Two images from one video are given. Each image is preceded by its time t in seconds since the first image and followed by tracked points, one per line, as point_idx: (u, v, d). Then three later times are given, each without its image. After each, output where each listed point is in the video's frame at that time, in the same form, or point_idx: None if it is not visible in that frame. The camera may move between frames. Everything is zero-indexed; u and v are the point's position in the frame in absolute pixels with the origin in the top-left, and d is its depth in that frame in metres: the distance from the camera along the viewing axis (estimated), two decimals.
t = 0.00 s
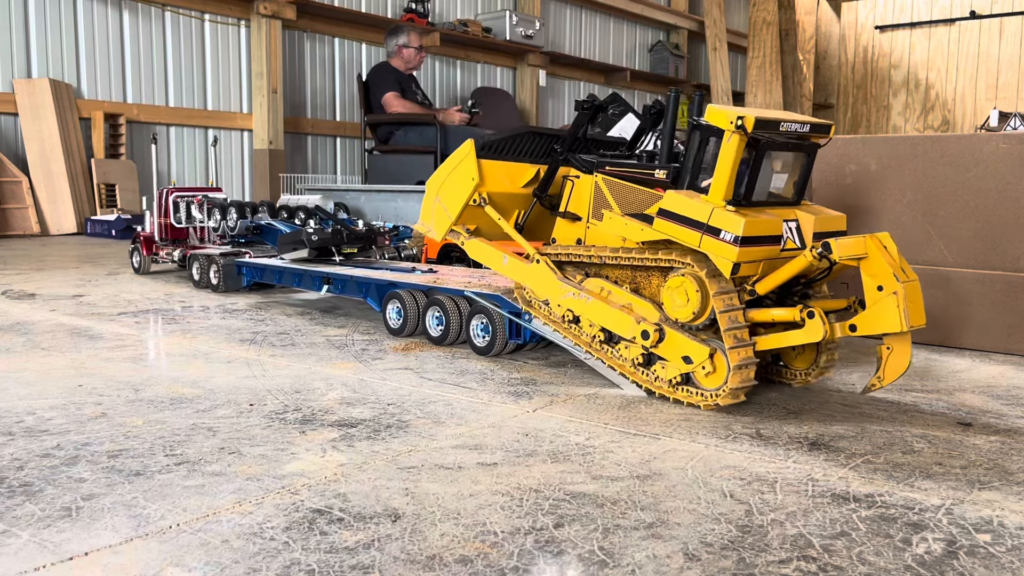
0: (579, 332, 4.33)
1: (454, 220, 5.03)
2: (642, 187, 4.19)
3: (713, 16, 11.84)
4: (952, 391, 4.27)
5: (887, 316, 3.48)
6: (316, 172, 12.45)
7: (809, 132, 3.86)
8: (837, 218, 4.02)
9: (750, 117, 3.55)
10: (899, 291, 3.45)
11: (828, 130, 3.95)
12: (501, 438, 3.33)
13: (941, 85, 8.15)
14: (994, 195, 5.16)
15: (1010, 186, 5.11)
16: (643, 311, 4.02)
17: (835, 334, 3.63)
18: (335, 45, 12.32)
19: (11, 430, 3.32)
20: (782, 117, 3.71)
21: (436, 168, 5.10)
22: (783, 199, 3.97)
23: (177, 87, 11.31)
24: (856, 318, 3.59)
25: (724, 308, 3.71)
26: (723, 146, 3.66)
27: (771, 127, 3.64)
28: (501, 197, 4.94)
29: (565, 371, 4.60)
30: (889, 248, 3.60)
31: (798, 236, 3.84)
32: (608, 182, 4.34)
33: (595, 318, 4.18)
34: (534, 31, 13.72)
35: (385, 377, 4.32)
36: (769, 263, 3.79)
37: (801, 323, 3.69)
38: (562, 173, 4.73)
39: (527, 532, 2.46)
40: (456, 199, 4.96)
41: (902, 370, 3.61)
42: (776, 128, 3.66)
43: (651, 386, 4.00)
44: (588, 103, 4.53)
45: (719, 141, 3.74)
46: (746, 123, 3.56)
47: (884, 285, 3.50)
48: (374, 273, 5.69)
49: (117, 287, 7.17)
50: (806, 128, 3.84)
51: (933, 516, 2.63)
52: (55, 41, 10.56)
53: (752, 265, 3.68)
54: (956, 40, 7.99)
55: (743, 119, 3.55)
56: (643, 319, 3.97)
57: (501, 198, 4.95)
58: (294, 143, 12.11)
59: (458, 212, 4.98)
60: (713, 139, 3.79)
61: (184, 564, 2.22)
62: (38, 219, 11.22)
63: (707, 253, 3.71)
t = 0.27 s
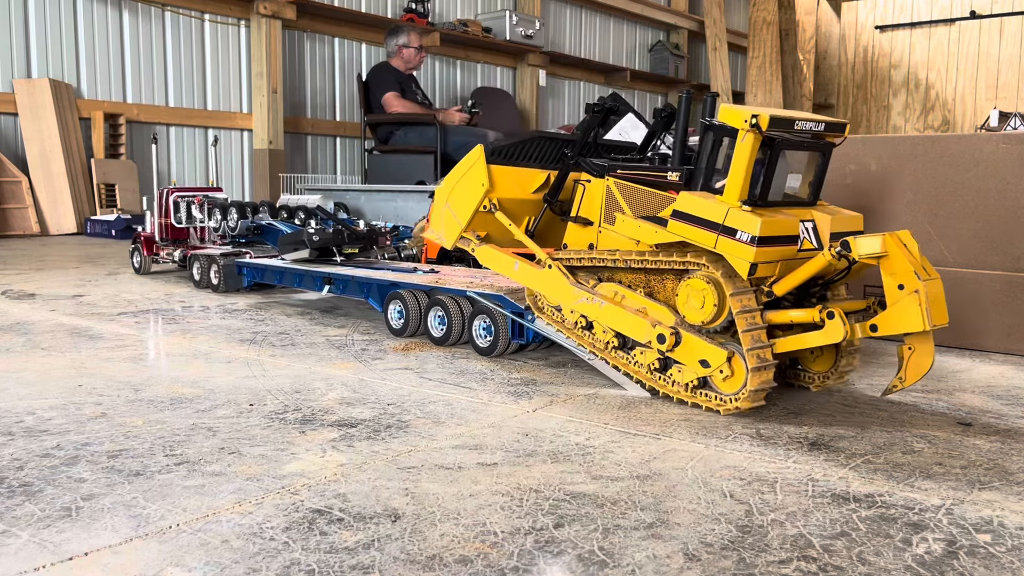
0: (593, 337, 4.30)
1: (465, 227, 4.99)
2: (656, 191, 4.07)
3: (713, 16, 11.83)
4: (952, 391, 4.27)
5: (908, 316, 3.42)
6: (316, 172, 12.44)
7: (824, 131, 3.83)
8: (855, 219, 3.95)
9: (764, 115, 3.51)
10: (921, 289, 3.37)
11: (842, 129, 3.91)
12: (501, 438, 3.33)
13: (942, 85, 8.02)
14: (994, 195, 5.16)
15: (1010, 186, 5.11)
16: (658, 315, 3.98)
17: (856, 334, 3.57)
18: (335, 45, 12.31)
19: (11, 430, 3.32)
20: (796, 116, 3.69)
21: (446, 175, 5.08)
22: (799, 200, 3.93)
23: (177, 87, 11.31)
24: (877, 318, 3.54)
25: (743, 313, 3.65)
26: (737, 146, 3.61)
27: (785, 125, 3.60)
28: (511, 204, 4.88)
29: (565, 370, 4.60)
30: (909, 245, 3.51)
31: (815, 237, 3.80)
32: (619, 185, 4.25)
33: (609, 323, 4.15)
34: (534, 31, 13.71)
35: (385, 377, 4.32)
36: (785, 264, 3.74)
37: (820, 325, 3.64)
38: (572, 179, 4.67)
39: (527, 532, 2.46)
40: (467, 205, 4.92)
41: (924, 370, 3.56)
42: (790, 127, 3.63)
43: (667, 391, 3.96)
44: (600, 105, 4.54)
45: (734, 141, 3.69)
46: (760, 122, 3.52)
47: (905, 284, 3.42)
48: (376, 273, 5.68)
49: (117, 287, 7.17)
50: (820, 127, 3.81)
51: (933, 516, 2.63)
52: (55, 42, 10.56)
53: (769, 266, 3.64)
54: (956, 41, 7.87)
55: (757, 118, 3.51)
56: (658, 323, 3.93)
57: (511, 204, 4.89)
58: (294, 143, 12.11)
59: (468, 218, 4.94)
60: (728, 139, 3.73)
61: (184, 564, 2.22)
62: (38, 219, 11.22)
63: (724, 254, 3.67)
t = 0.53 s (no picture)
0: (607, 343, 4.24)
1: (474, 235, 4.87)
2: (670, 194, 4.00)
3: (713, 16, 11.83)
4: (953, 391, 4.27)
5: (929, 315, 3.35)
6: (316, 172, 12.44)
7: (839, 130, 3.76)
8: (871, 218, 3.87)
9: (778, 112, 3.46)
10: (942, 288, 3.31)
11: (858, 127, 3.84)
12: (501, 438, 3.33)
13: (942, 85, 8.00)
14: (994, 194, 5.16)
15: (1010, 186, 5.11)
16: (674, 319, 3.92)
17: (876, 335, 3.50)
18: (335, 45, 12.31)
19: (11, 430, 3.32)
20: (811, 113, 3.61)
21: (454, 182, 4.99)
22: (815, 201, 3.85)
23: (177, 87, 11.31)
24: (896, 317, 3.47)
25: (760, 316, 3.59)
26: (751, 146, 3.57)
27: (800, 124, 3.54)
28: (522, 211, 4.74)
29: (566, 370, 4.60)
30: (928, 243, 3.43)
31: (832, 237, 3.71)
32: (631, 188, 4.19)
33: (623, 328, 4.09)
34: (534, 31, 13.71)
35: (385, 377, 4.32)
36: (803, 264, 3.69)
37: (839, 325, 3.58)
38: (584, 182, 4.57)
39: (528, 532, 2.46)
40: (476, 212, 4.80)
41: (944, 371, 3.52)
42: (806, 125, 3.56)
43: (684, 396, 3.89)
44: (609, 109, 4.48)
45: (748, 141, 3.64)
46: (774, 120, 3.47)
47: (926, 282, 3.36)
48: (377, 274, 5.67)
49: (117, 287, 7.17)
50: (835, 126, 3.73)
51: (933, 516, 2.63)
52: (55, 41, 10.56)
53: (785, 266, 3.59)
54: (956, 40, 7.85)
55: (772, 116, 3.46)
56: (674, 327, 3.87)
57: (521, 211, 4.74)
58: (294, 143, 12.11)
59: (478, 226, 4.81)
60: (741, 139, 3.69)
61: (184, 564, 2.22)
62: (38, 219, 11.22)
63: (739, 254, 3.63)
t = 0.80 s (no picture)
0: (620, 348, 4.21)
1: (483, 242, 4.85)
2: (679, 197, 4.03)
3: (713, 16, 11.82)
4: (953, 391, 4.27)
5: (949, 313, 3.33)
6: (316, 172, 12.44)
7: (852, 129, 3.67)
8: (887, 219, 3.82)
9: (791, 111, 3.40)
10: (961, 284, 3.30)
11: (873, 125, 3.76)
12: (501, 438, 3.33)
13: (941, 85, 7.96)
14: (994, 194, 5.16)
15: (1010, 186, 5.11)
16: (688, 322, 3.88)
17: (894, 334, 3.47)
18: (335, 45, 12.31)
19: (11, 430, 3.32)
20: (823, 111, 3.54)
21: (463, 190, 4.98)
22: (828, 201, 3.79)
23: (177, 88, 11.31)
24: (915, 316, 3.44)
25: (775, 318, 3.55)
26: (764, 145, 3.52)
27: (813, 122, 3.47)
28: (530, 217, 4.73)
29: (566, 371, 4.60)
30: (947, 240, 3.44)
31: (848, 237, 3.65)
32: (640, 194, 4.16)
33: (636, 332, 4.05)
34: (534, 31, 13.71)
35: (385, 377, 4.32)
36: (818, 264, 3.63)
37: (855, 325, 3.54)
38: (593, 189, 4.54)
39: (528, 532, 2.46)
40: (485, 219, 4.79)
41: (962, 372, 3.48)
42: (819, 123, 3.49)
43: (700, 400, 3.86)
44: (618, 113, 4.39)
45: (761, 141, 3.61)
46: (786, 118, 3.41)
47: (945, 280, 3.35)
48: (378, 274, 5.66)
49: (117, 287, 7.17)
50: (847, 125, 3.64)
51: (933, 516, 2.63)
52: (55, 41, 10.56)
53: (801, 266, 3.55)
54: (956, 41, 7.81)
55: (784, 115, 3.40)
56: (688, 331, 3.83)
57: (530, 217, 4.73)
58: (294, 143, 12.11)
59: (486, 233, 4.80)
60: (753, 139, 3.69)
61: (184, 564, 2.22)
62: (38, 219, 11.22)
63: (754, 255, 3.59)
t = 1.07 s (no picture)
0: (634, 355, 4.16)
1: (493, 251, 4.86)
2: (689, 201, 4.02)
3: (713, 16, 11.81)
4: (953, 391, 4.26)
5: (970, 311, 3.33)
6: (316, 172, 12.44)
7: (863, 128, 3.65)
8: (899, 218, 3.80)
9: (802, 110, 3.39)
10: (983, 281, 3.30)
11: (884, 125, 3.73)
12: (501, 438, 3.33)
13: (942, 85, 7.94)
14: (994, 194, 5.17)
15: (1010, 186, 5.12)
16: (703, 327, 3.82)
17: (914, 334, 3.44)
18: (335, 45, 12.31)
19: (11, 430, 3.32)
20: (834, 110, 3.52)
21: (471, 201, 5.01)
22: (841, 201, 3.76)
23: (177, 88, 11.30)
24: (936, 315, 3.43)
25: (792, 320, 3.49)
26: (775, 145, 3.50)
27: (825, 121, 3.45)
28: (540, 225, 4.76)
29: (567, 371, 4.60)
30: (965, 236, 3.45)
31: (862, 236, 3.61)
32: (650, 199, 4.14)
33: (650, 338, 4.00)
34: (534, 31, 13.71)
35: (384, 377, 4.32)
36: (834, 264, 3.59)
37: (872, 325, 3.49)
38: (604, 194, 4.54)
39: (527, 532, 2.46)
40: (494, 228, 4.82)
41: (982, 371, 3.50)
42: (831, 123, 3.47)
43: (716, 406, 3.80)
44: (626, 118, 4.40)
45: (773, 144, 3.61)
46: (798, 118, 3.39)
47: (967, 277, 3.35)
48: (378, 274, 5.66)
49: (117, 287, 7.17)
50: (859, 123, 3.62)
51: (932, 516, 2.63)
52: (55, 41, 10.55)
53: (816, 267, 3.51)
54: (956, 41, 7.77)
55: (795, 115, 3.39)
56: (703, 335, 3.77)
57: (540, 225, 4.76)
58: (294, 143, 12.12)
59: (496, 242, 4.82)
60: (764, 139, 3.70)
61: (184, 564, 2.22)
62: (38, 219, 11.22)
63: (768, 256, 3.55)
